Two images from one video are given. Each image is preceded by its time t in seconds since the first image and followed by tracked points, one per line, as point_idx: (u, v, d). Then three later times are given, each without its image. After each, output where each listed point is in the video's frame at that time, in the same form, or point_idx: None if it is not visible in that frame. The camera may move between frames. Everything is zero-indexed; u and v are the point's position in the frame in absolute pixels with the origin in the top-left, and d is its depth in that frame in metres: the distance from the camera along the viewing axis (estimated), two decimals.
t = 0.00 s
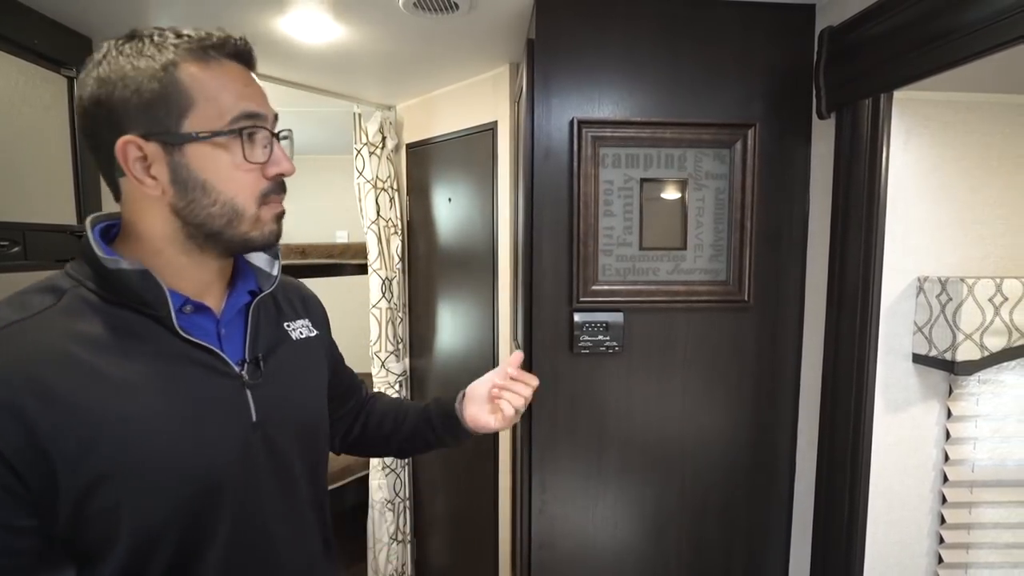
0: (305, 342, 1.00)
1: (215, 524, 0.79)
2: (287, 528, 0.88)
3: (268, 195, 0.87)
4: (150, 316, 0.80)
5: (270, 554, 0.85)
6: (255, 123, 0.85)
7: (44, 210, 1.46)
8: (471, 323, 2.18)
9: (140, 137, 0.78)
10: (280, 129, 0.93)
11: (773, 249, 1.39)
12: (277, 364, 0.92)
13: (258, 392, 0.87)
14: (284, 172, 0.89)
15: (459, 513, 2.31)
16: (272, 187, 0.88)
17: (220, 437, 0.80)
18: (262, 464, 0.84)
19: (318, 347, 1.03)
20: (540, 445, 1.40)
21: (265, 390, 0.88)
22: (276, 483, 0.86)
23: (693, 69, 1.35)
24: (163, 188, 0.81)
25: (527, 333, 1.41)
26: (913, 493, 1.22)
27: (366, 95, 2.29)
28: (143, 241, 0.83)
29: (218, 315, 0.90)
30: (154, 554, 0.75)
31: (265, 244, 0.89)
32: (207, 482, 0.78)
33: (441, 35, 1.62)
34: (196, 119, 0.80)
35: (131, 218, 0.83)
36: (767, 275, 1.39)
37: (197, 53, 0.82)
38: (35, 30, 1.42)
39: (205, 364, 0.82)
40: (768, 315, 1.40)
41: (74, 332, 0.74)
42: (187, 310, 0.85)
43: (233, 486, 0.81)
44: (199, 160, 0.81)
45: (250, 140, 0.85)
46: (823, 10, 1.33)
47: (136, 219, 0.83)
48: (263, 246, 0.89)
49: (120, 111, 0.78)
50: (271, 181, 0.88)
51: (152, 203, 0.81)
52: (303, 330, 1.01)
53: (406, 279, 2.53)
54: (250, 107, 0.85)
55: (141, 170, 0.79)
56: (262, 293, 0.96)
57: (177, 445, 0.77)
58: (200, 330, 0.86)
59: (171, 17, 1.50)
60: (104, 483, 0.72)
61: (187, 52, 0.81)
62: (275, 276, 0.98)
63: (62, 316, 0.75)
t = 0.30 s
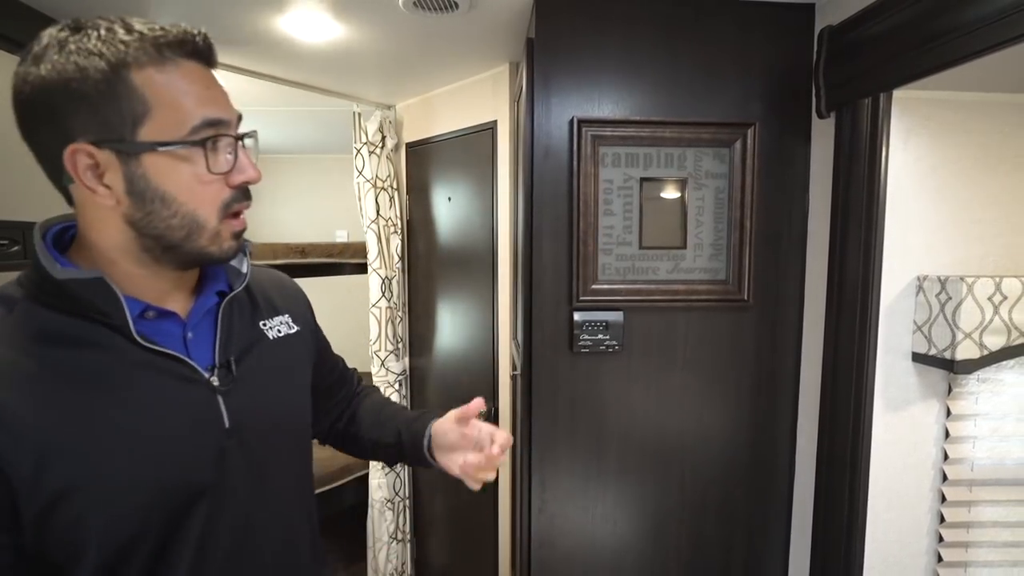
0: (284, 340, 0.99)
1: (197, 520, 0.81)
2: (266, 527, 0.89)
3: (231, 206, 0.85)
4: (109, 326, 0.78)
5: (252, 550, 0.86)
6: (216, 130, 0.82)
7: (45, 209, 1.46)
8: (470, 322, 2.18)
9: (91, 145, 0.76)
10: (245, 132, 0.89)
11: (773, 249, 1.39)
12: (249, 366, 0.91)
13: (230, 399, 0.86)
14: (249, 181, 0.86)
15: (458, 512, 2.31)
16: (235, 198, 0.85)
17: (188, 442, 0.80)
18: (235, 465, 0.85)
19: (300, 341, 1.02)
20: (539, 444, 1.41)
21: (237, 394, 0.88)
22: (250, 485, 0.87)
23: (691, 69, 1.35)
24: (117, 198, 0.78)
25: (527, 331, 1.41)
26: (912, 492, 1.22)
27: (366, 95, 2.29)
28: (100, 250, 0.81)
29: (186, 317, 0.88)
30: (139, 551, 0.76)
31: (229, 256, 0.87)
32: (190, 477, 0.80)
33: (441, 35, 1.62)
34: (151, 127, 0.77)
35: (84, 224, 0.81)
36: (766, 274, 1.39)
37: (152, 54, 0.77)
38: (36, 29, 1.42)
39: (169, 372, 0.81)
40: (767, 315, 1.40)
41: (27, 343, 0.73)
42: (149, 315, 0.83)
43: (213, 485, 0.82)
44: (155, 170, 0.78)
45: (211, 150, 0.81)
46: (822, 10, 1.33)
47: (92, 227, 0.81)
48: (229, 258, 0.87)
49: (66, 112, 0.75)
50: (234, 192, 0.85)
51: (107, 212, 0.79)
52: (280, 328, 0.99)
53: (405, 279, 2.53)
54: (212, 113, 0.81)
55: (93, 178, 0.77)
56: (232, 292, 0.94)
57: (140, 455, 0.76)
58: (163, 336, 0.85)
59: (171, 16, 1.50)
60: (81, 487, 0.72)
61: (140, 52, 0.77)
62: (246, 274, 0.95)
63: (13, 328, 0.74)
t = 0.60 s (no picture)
0: (310, 346, 1.01)
1: (224, 518, 0.80)
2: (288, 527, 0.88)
3: (270, 198, 0.87)
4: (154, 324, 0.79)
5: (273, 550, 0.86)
6: (258, 127, 0.84)
7: (45, 208, 1.46)
8: (471, 322, 2.18)
9: (141, 135, 0.78)
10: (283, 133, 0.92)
11: (773, 249, 1.39)
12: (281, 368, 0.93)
13: (264, 401, 0.87)
14: (285, 176, 0.89)
15: (458, 512, 2.31)
16: (275, 191, 0.87)
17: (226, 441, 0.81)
18: (264, 465, 0.85)
19: (322, 349, 1.04)
20: (540, 443, 1.40)
21: (270, 395, 0.88)
22: (279, 485, 0.87)
23: (692, 68, 1.35)
24: (163, 188, 0.80)
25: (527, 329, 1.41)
26: (912, 492, 1.22)
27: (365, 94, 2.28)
28: (142, 241, 0.83)
29: (222, 318, 0.89)
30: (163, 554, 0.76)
31: (264, 249, 0.88)
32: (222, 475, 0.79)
33: (441, 34, 1.62)
34: (199, 119, 0.80)
35: (128, 217, 0.82)
36: (767, 274, 1.39)
37: (205, 54, 0.81)
38: (36, 28, 1.41)
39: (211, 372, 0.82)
40: (767, 314, 1.40)
41: (78, 339, 0.74)
42: (189, 315, 0.84)
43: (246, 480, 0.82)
44: (199, 160, 0.80)
45: (254, 144, 0.84)
46: (822, 9, 1.33)
47: (135, 218, 0.82)
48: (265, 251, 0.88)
49: (121, 106, 0.78)
50: (273, 185, 0.87)
51: (151, 202, 0.81)
52: (307, 334, 1.01)
53: (405, 278, 2.53)
54: (256, 109, 0.84)
55: (140, 168, 0.79)
56: (265, 295, 0.96)
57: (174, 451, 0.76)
58: (202, 336, 0.85)
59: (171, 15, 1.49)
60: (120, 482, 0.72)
61: (193, 50, 0.80)
62: (277, 278, 0.98)
63: (65, 323, 0.74)
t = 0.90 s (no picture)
0: (361, 344, 1.00)
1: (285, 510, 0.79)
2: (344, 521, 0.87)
3: (332, 190, 0.86)
4: (225, 313, 0.80)
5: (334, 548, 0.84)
6: (322, 121, 0.85)
7: (45, 208, 1.47)
8: (470, 322, 2.18)
9: (216, 127, 0.79)
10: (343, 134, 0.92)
11: (772, 249, 1.39)
12: (340, 363, 0.93)
13: (323, 390, 0.86)
14: (346, 170, 0.88)
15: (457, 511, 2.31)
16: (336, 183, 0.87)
17: (288, 433, 0.79)
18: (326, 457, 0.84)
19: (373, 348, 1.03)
20: (539, 442, 1.40)
21: (331, 387, 0.88)
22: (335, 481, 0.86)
23: (692, 68, 1.35)
24: (233, 178, 0.80)
25: (527, 328, 1.41)
26: (912, 491, 1.22)
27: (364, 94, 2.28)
28: (212, 233, 0.83)
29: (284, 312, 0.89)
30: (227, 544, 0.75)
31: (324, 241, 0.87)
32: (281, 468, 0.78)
33: (440, 34, 1.62)
34: (269, 113, 0.81)
35: (200, 209, 0.83)
36: (766, 274, 1.39)
37: (274, 54, 0.83)
38: (36, 29, 1.42)
39: (275, 363, 0.82)
40: (767, 314, 1.40)
41: (154, 328, 0.75)
42: (256, 306, 0.83)
43: (310, 470, 0.81)
44: (268, 150, 0.80)
45: (318, 137, 0.84)
46: (821, 9, 1.33)
47: (206, 210, 0.82)
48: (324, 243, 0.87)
49: (200, 106, 0.79)
50: (335, 178, 0.87)
51: (222, 193, 0.81)
52: (359, 332, 1.01)
53: (405, 278, 2.53)
54: (319, 107, 0.85)
55: (214, 159, 0.79)
56: (324, 291, 0.95)
57: (244, 442, 0.75)
58: (268, 327, 0.85)
59: (169, 15, 1.49)
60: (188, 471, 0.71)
61: (263, 51, 0.83)
62: (335, 275, 0.97)
63: (141, 312, 0.76)
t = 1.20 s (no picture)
0: (421, 335, 1.00)
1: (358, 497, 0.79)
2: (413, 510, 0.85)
3: (398, 187, 0.87)
4: (297, 296, 0.79)
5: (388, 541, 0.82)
6: (391, 120, 0.86)
7: (42, 208, 1.46)
8: (470, 322, 2.18)
9: (295, 126, 0.80)
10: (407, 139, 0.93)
11: (771, 249, 1.39)
12: (404, 351, 0.93)
13: (393, 376, 0.86)
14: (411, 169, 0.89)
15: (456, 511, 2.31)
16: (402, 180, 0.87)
17: (373, 420, 0.79)
18: (397, 443, 0.83)
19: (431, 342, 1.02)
20: (538, 442, 1.40)
21: (399, 374, 0.88)
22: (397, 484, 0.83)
23: (691, 69, 1.35)
24: (308, 172, 0.81)
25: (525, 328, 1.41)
26: (910, 492, 1.23)
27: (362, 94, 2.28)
28: (286, 225, 0.83)
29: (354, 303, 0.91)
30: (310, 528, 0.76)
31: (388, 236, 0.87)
32: (359, 455, 0.77)
33: (439, 34, 1.62)
34: (343, 112, 0.82)
35: (274, 201, 0.83)
36: (764, 274, 1.39)
37: (350, 59, 0.85)
38: (33, 29, 1.42)
39: (354, 349, 0.81)
40: (766, 314, 1.40)
41: (251, 312, 0.75)
42: (332, 295, 0.85)
43: (382, 455, 0.80)
44: (341, 144, 0.81)
45: (387, 136, 0.85)
46: (819, 10, 1.33)
47: (281, 203, 0.83)
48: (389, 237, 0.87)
49: (281, 109, 0.81)
50: (401, 175, 0.87)
51: (297, 187, 0.82)
52: (419, 324, 1.01)
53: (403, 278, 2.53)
54: (389, 108, 0.86)
55: (291, 155, 0.80)
56: (389, 283, 0.97)
57: (334, 423, 0.75)
58: (342, 314, 0.86)
59: (167, 15, 1.49)
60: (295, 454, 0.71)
61: (340, 56, 0.85)
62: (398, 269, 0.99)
63: (236, 299, 0.75)
